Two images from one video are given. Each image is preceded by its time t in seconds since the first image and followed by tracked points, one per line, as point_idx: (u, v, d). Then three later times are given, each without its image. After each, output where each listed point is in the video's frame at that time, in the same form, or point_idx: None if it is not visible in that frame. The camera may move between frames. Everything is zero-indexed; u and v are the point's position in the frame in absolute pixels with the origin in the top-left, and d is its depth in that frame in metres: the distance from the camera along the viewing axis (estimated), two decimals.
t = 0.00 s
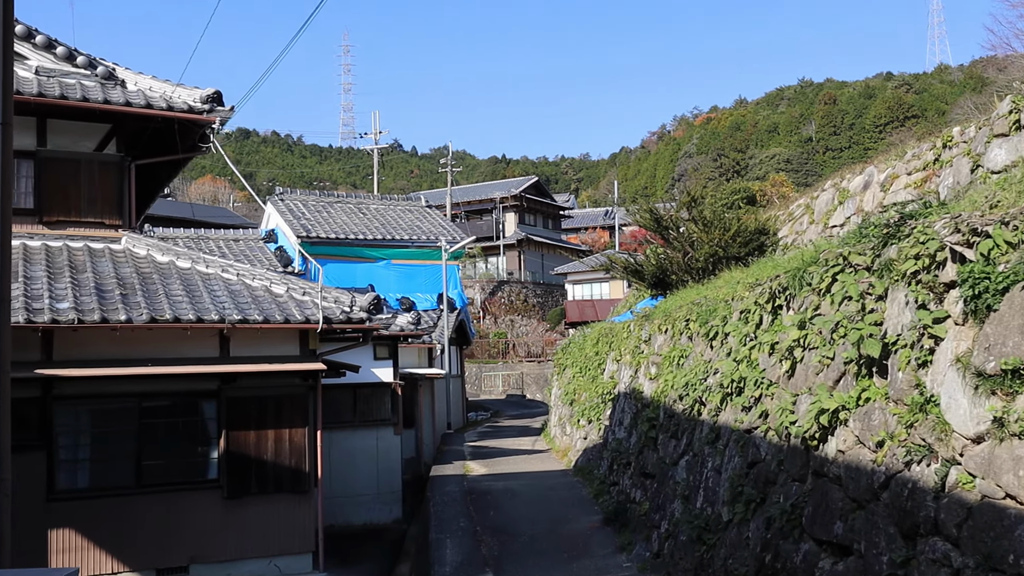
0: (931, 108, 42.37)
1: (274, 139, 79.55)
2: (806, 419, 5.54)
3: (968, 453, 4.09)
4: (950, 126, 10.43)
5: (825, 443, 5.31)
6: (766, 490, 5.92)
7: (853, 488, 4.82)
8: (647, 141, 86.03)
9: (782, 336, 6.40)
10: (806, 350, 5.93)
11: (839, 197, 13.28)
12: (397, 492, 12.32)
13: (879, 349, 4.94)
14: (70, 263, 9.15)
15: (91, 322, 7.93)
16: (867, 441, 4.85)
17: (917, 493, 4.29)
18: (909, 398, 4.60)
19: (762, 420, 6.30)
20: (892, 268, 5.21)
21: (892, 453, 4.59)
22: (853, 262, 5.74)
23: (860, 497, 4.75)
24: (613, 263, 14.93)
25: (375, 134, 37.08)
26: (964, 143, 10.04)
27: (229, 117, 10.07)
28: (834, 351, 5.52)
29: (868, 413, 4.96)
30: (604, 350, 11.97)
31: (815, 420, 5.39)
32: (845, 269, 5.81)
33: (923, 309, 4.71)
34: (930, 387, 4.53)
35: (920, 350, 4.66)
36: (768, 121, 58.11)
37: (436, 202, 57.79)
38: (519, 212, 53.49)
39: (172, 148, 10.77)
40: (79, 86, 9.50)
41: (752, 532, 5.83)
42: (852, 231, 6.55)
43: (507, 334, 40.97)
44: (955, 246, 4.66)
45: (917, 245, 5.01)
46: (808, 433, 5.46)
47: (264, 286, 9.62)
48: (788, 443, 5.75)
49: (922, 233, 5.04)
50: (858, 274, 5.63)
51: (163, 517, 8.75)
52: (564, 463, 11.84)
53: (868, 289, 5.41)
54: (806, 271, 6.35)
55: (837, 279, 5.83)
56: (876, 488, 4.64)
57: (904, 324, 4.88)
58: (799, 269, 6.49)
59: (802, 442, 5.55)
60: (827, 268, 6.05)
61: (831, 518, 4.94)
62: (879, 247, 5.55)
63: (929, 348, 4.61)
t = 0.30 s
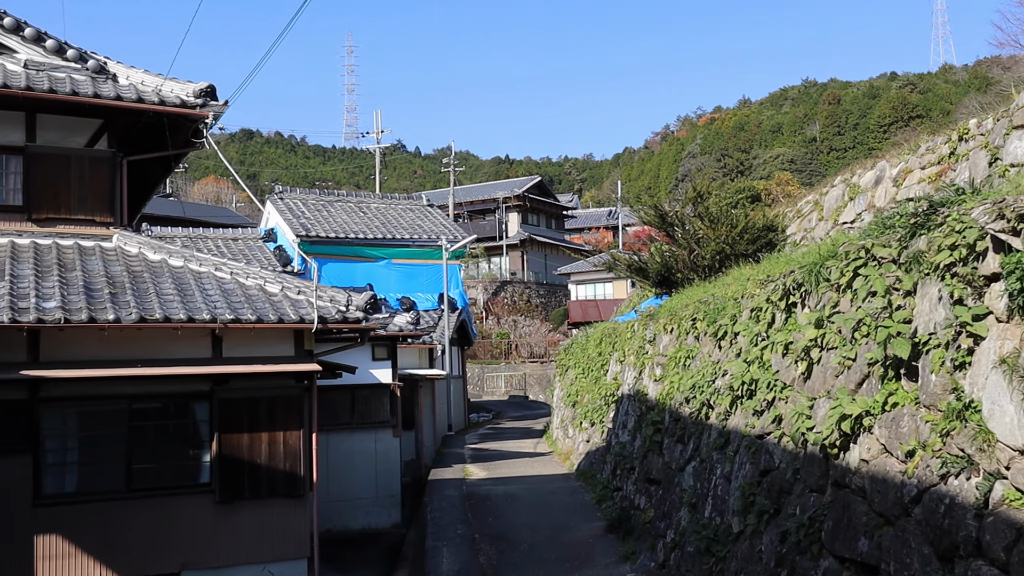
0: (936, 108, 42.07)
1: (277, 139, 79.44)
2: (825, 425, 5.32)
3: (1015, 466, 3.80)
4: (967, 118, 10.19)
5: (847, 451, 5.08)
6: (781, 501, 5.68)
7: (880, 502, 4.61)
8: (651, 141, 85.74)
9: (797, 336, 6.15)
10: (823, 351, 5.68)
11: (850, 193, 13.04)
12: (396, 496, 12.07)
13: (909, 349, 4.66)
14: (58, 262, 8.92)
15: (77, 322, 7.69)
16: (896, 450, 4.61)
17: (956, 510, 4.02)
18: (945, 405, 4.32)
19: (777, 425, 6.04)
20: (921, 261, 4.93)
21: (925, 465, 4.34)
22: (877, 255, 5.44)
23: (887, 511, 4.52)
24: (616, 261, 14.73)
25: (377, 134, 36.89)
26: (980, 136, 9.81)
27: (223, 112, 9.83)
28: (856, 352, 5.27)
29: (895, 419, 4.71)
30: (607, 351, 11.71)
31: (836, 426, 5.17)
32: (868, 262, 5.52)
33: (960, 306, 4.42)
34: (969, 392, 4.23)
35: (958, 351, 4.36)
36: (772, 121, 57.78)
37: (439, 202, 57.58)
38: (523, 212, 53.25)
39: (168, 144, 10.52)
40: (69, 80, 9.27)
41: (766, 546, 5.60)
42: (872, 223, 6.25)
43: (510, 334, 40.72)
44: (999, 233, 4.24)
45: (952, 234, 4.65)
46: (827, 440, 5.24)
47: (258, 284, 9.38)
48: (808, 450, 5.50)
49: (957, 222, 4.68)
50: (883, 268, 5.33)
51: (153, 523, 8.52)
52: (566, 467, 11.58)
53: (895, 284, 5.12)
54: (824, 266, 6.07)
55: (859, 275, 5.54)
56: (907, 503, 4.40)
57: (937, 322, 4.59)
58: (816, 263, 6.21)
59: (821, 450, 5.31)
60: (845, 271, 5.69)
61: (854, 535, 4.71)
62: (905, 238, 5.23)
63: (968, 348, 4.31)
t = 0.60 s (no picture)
0: (940, 108, 41.90)
1: (280, 139, 79.30)
2: (848, 435, 5.02)
3: None
4: (985, 109, 9.93)
5: (874, 464, 4.78)
6: (798, 515, 5.40)
7: (913, 523, 4.29)
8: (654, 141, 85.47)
9: (815, 337, 5.85)
10: (845, 353, 5.39)
11: (860, 189, 12.76)
12: (394, 501, 11.82)
13: (947, 351, 4.32)
14: (44, 261, 8.67)
15: (61, 322, 7.43)
16: (931, 465, 4.29)
17: (1006, 536, 3.65)
18: (989, 415, 3.97)
19: (793, 434, 5.75)
20: (958, 253, 4.64)
21: (966, 482, 4.00)
22: (906, 247, 5.12)
23: (923, 534, 4.19)
24: (619, 260, 14.47)
25: (378, 133, 36.64)
26: (1000, 127, 9.54)
27: (215, 107, 9.58)
28: (883, 355, 4.96)
29: (929, 430, 4.40)
30: (610, 351, 11.43)
31: (862, 436, 4.86)
32: (896, 256, 5.19)
33: (1006, 302, 4.10)
34: (1017, 399, 3.88)
35: (1003, 354, 4.01)
36: (775, 121, 57.42)
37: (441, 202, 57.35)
38: (525, 212, 52.99)
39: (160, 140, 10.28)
40: (57, 74, 9.03)
41: (781, 563, 5.33)
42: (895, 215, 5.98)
43: (512, 335, 40.43)
44: None
45: (997, 223, 4.38)
46: (851, 451, 4.94)
47: (250, 283, 9.11)
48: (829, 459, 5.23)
49: (1003, 211, 4.40)
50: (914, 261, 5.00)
51: (141, 530, 8.26)
52: (567, 471, 11.30)
53: (929, 278, 4.80)
54: (844, 261, 5.78)
55: (888, 269, 5.20)
56: (946, 526, 4.05)
57: (979, 320, 4.25)
58: (834, 258, 5.92)
59: (844, 462, 5.03)
60: (872, 254, 5.47)
61: (884, 558, 4.41)
62: (940, 228, 4.97)
63: (1016, 350, 3.94)
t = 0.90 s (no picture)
0: (943, 108, 40.80)
1: (282, 139, 79.14)
2: (886, 442, 4.70)
3: None
4: (1007, 99, 9.67)
5: (917, 475, 4.45)
6: (825, 529, 5.12)
7: (965, 543, 3.96)
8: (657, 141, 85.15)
9: (843, 336, 5.55)
10: (880, 352, 5.09)
11: (875, 183, 12.47)
12: (394, 504, 11.56)
13: (1009, 350, 3.93)
14: (33, 258, 8.41)
15: (47, 321, 7.18)
16: (987, 478, 3.95)
17: None
18: None
19: (819, 440, 5.47)
20: (1016, 239, 4.29)
21: None
22: (951, 235, 4.75)
23: (978, 556, 3.85)
24: (626, 256, 14.24)
25: (380, 132, 36.37)
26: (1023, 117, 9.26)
27: (209, 100, 9.32)
28: (927, 354, 4.63)
29: (983, 438, 4.05)
30: (616, 351, 11.15)
31: (904, 443, 4.53)
32: (940, 244, 4.83)
33: None
34: None
35: None
36: (778, 121, 57.10)
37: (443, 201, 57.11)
38: (527, 211, 52.71)
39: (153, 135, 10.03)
40: (46, 65, 8.78)
41: None
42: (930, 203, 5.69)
43: (515, 335, 40.16)
44: None
45: None
46: (890, 461, 4.61)
47: (245, 282, 8.86)
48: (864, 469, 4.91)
49: None
50: (962, 250, 4.62)
51: (132, 535, 8.00)
52: (571, 475, 11.03)
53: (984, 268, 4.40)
54: (876, 252, 5.50)
55: (931, 259, 4.84)
56: (1007, 548, 3.71)
57: None
58: (864, 250, 5.63)
59: (880, 472, 4.71)
60: (909, 240, 5.19)
61: None
62: (991, 214, 4.60)
63: None
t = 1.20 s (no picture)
0: (945, 108, 40.34)
1: (283, 139, 78.98)
2: (937, 455, 4.31)
3: None
4: None
5: (975, 493, 4.06)
6: (863, 548, 4.82)
7: None
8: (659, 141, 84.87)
9: (879, 339, 5.25)
10: (925, 355, 4.74)
11: (891, 179, 12.24)
12: (395, 508, 11.32)
13: None
14: (23, 257, 8.18)
15: (36, 321, 6.93)
16: None
17: None
18: None
19: (855, 450, 5.17)
20: None
21: None
22: (1011, 225, 4.31)
23: None
24: (633, 254, 13.97)
25: (382, 131, 36.16)
26: None
27: (205, 94, 9.09)
28: (982, 358, 4.24)
29: None
30: (624, 351, 10.87)
31: (960, 457, 4.14)
32: (997, 236, 4.41)
33: None
34: None
35: None
36: (781, 121, 56.80)
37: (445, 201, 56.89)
38: (530, 211, 52.42)
39: (149, 130, 9.79)
40: (37, 59, 8.53)
41: None
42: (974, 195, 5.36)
43: (517, 335, 39.92)
44: None
45: None
46: (943, 476, 4.23)
47: (241, 281, 8.61)
48: (907, 482, 4.57)
49: None
50: None
51: (124, 542, 7.75)
52: (577, 479, 10.78)
53: None
54: (916, 246, 5.18)
55: (987, 252, 4.44)
56: None
57: None
58: (902, 244, 5.34)
59: (931, 489, 4.33)
60: (959, 233, 4.76)
61: None
62: None
63: None
